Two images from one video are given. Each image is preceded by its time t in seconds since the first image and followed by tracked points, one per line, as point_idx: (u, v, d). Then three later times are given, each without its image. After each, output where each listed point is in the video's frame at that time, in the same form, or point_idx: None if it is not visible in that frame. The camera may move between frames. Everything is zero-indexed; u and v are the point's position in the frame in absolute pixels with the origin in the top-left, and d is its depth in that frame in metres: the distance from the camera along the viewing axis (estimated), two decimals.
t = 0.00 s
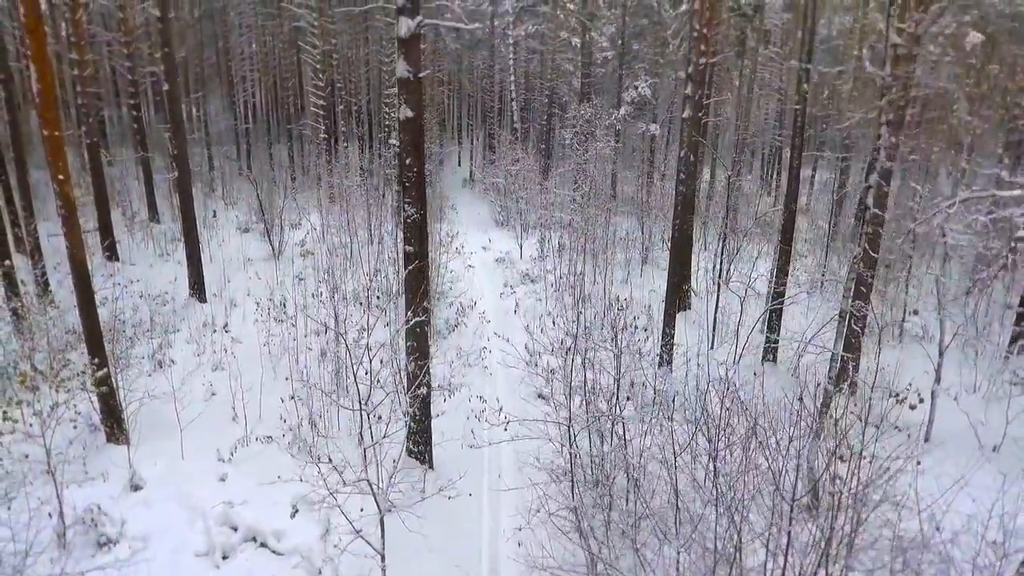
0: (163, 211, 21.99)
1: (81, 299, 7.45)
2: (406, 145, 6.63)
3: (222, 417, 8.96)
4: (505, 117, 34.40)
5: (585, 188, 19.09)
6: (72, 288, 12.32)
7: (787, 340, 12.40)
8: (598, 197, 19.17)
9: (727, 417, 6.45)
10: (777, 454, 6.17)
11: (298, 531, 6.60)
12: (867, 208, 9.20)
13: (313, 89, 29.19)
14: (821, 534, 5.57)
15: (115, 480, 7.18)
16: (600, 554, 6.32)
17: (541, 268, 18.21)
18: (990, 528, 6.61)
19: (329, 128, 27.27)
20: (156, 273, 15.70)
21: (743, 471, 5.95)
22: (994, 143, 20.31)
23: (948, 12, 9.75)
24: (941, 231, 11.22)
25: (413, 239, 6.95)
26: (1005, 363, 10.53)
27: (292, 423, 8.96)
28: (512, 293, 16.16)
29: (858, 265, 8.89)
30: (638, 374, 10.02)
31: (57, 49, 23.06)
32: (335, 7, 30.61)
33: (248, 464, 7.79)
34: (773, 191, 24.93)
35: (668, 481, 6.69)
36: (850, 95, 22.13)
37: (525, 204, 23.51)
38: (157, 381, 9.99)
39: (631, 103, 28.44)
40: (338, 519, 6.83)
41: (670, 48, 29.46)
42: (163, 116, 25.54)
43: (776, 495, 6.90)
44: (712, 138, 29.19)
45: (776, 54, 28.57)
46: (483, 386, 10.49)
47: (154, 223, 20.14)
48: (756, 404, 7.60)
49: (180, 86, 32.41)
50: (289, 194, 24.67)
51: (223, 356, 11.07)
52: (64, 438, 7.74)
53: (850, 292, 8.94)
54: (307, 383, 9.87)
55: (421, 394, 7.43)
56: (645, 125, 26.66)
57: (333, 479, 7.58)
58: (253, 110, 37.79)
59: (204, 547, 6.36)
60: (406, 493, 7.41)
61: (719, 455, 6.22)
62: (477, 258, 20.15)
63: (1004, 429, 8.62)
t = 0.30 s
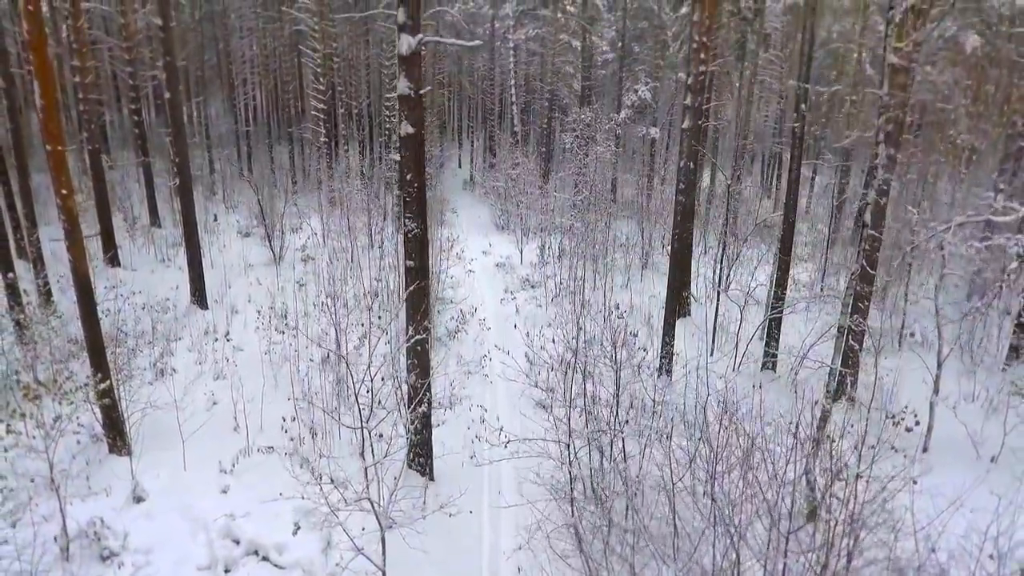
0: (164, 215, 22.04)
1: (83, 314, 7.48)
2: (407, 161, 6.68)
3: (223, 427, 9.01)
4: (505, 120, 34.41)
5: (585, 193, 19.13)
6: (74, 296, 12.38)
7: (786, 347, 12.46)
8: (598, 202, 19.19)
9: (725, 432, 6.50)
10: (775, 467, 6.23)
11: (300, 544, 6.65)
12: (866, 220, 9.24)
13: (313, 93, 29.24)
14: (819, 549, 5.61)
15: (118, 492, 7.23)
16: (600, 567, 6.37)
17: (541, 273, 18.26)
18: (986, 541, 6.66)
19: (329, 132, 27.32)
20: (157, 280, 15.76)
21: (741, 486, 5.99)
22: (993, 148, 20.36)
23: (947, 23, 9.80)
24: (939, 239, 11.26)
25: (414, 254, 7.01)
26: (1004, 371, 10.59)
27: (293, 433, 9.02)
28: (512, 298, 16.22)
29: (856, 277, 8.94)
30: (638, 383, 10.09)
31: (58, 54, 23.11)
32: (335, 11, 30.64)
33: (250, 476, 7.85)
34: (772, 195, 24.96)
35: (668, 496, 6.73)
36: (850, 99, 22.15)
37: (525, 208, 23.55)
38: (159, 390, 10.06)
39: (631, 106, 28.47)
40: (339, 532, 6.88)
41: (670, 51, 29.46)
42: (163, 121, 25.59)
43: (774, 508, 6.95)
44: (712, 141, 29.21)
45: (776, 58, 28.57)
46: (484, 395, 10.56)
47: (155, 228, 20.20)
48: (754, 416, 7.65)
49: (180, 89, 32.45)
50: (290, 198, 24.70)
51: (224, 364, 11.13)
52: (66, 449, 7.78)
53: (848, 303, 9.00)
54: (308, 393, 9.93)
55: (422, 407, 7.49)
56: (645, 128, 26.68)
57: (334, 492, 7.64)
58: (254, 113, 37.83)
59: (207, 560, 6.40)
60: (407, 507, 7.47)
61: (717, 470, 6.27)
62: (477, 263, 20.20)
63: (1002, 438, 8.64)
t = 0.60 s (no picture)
0: (165, 219, 22.10)
1: (86, 328, 7.52)
2: (409, 177, 6.72)
3: (225, 437, 9.06)
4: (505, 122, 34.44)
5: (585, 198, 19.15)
6: (76, 304, 12.43)
7: (786, 355, 12.50)
8: (598, 207, 19.22)
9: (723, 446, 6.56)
10: (773, 482, 6.28)
11: (302, 558, 6.71)
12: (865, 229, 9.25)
13: (313, 97, 29.28)
14: (818, 566, 5.65)
15: (121, 503, 7.28)
16: None
17: (542, 279, 18.29)
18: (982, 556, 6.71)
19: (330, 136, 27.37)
20: (158, 285, 15.83)
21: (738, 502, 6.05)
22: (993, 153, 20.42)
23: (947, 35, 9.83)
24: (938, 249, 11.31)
25: (414, 269, 7.05)
26: (1003, 380, 10.63)
27: (294, 444, 9.08)
28: (513, 304, 16.27)
29: (854, 289, 8.98)
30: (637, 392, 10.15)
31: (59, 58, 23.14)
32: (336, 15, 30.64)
33: (252, 487, 7.91)
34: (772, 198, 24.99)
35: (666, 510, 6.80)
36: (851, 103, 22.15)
37: (526, 212, 23.55)
38: (161, 399, 10.11)
39: (631, 109, 28.48)
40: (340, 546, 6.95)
41: (671, 54, 29.43)
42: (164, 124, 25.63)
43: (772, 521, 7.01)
44: (713, 144, 29.21)
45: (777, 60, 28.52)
46: (483, 403, 10.63)
47: (157, 233, 20.25)
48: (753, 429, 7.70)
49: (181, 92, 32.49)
50: (290, 202, 24.76)
51: (226, 373, 11.18)
52: (69, 461, 7.82)
53: (847, 315, 9.04)
54: (309, 402, 9.98)
55: (422, 417, 7.52)
56: (645, 132, 26.68)
57: (335, 505, 7.70)
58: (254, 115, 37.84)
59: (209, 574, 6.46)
60: (408, 519, 7.55)
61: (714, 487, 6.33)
62: (478, 267, 20.23)
63: (1000, 450, 8.70)
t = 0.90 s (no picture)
0: (166, 223, 22.15)
1: (89, 341, 7.59)
2: (411, 193, 6.78)
3: (226, 448, 9.09)
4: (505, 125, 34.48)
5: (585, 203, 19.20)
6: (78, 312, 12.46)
7: (786, 361, 12.50)
8: (598, 211, 19.26)
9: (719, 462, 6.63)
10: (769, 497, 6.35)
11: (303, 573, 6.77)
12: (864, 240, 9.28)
13: (314, 100, 29.32)
14: None
15: (123, 516, 7.32)
16: None
17: (542, 284, 18.33)
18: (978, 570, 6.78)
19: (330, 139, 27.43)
20: (159, 291, 15.88)
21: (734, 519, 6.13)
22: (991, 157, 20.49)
23: (945, 46, 9.87)
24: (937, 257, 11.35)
25: (415, 284, 7.10)
26: (1002, 388, 10.66)
27: (296, 453, 9.13)
28: (513, 310, 16.32)
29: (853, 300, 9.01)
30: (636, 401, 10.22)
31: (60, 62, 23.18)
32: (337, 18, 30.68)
33: (253, 499, 7.96)
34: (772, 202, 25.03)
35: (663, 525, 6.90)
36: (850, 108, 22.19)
37: (526, 216, 23.58)
38: (163, 408, 10.14)
39: (631, 112, 28.50)
40: (342, 560, 7.01)
41: (671, 57, 29.44)
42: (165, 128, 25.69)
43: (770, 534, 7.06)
44: (713, 147, 29.23)
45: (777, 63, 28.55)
46: (483, 412, 10.69)
47: (158, 239, 20.29)
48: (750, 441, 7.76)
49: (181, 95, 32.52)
50: (291, 206, 24.82)
51: (226, 381, 11.20)
52: (71, 475, 7.82)
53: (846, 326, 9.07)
54: (310, 411, 10.04)
55: (423, 430, 7.58)
56: (645, 135, 26.72)
57: (336, 515, 7.78)
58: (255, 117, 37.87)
59: None
60: (410, 533, 7.64)
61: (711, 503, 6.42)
62: (478, 272, 20.27)
63: (997, 461, 8.77)
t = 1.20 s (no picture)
0: (167, 227, 22.23)
1: (92, 354, 7.65)
2: (412, 210, 6.96)
3: (227, 458, 9.15)
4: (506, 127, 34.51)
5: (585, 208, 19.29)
6: (80, 320, 12.52)
7: (786, 369, 12.53)
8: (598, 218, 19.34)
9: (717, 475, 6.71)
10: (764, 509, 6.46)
11: None
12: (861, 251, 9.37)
13: (315, 103, 29.41)
14: None
15: (126, 528, 7.37)
16: None
17: (542, 289, 18.37)
18: None
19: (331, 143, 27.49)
20: (161, 297, 15.96)
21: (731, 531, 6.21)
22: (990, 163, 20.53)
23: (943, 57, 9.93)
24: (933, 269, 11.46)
25: (416, 298, 7.25)
26: (1001, 396, 10.70)
27: (297, 463, 9.19)
28: (513, 316, 16.35)
29: (853, 312, 9.06)
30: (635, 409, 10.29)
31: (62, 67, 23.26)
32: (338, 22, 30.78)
33: (254, 510, 8.00)
34: (772, 206, 25.08)
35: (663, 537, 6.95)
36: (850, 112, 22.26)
37: (527, 220, 23.64)
38: (164, 417, 10.20)
39: (631, 116, 28.57)
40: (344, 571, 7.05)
41: (671, 60, 29.50)
42: (166, 132, 25.76)
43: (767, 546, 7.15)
44: (713, 151, 29.29)
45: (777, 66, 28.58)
46: (484, 420, 10.70)
47: (160, 244, 20.35)
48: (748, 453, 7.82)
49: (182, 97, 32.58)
50: (292, 210, 24.89)
51: (228, 389, 11.25)
52: (74, 492, 7.83)
53: (844, 337, 9.13)
54: (311, 419, 10.10)
55: (424, 442, 7.67)
56: (645, 139, 26.78)
57: (338, 525, 7.86)
58: (256, 120, 37.93)
59: None
60: (411, 543, 7.68)
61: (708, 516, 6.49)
62: (479, 276, 20.33)
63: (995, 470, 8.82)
